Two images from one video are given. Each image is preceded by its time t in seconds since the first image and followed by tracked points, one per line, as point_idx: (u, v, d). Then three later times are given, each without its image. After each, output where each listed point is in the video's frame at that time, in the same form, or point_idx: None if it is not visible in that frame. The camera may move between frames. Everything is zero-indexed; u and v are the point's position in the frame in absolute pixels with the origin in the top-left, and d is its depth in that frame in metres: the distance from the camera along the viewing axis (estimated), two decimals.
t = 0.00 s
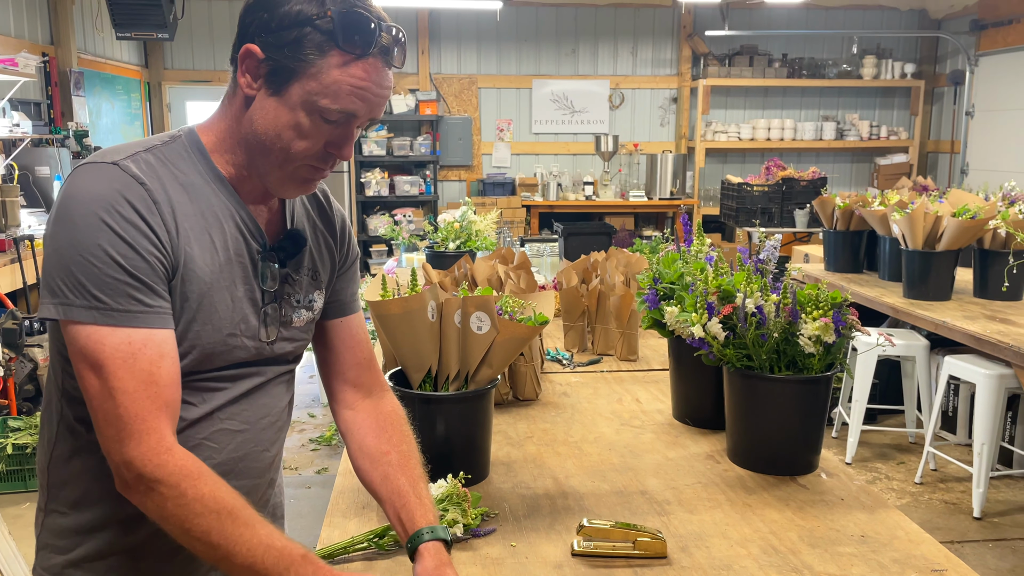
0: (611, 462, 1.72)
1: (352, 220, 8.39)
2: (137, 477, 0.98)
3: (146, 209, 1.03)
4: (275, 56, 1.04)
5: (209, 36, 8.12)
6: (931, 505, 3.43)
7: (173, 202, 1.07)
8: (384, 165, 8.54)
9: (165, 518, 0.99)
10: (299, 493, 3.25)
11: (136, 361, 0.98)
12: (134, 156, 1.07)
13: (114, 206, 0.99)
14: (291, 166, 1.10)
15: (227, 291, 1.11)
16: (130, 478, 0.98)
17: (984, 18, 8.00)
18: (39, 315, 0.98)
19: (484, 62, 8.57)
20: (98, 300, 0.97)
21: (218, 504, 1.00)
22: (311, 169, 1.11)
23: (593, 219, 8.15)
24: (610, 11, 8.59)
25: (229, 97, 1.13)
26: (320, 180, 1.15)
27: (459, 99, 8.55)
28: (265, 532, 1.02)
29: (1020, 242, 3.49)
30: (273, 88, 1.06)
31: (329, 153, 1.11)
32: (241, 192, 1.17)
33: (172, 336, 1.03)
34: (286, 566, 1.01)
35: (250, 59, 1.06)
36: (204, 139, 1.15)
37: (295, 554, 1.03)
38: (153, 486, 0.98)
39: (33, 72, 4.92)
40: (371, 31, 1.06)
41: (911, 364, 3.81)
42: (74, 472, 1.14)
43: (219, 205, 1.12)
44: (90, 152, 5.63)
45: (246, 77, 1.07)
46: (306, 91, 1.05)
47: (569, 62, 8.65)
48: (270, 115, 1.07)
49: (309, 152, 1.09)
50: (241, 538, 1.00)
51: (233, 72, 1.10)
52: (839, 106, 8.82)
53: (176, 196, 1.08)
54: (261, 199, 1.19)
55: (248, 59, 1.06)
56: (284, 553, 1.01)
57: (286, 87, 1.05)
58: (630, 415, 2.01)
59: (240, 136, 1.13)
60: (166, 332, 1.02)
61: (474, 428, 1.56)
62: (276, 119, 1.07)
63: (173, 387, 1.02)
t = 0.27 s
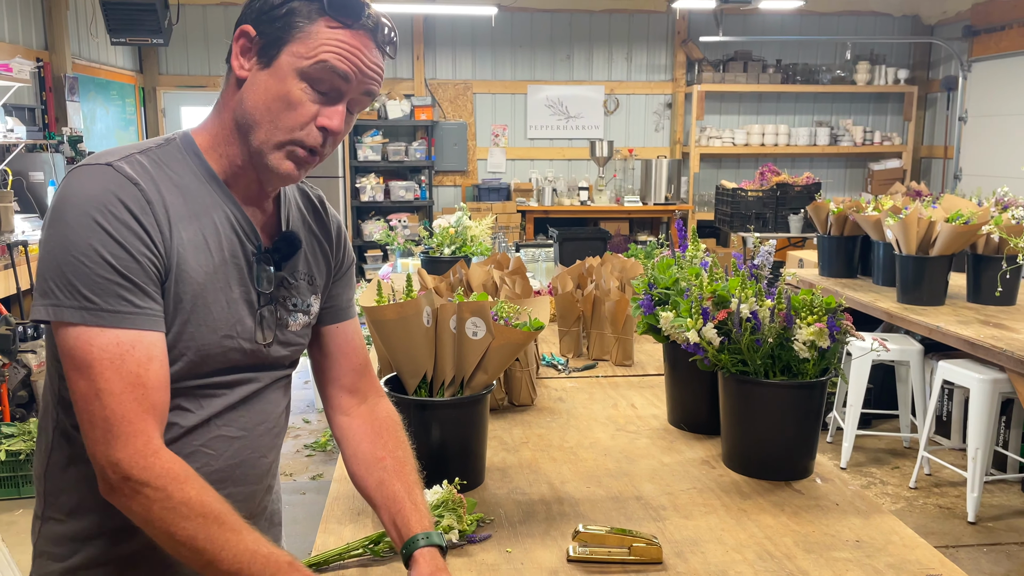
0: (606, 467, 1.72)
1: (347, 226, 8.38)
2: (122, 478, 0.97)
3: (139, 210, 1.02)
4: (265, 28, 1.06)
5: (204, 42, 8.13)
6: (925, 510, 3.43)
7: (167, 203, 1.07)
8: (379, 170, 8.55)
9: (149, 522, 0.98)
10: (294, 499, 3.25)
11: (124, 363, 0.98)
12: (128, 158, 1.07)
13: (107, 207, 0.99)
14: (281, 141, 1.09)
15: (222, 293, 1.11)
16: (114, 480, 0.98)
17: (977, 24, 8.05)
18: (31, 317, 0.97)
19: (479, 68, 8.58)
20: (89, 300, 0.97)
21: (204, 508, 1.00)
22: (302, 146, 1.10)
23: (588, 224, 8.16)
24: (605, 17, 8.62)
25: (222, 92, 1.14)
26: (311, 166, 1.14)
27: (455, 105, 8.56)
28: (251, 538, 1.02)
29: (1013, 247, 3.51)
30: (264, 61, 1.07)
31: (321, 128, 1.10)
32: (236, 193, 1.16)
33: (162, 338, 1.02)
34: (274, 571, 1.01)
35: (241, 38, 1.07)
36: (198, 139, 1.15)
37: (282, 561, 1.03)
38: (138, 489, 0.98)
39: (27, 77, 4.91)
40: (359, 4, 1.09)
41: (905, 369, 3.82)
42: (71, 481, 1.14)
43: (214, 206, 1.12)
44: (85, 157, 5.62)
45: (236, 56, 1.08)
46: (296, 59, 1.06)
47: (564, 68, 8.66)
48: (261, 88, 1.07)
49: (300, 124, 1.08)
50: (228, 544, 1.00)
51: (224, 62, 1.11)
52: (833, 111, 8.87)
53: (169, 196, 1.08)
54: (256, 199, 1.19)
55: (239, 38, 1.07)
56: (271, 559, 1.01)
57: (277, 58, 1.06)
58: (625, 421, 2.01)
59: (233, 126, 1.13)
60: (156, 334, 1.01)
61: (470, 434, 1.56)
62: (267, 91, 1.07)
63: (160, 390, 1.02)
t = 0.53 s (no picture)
0: (602, 473, 1.73)
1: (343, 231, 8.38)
2: (99, 482, 0.97)
3: (136, 215, 1.03)
4: (258, 38, 1.06)
5: (201, 47, 8.13)
6: (921, 515, 3.44)
7: (165, 208, 1.07)
8: (375, 176, 8.55)
9: (123, 528, 0.99)
10: (290, 505, 3.24)
11: (110, 368, 0.98)
12: (127, 163, 1.07)
13: (103, 212, 1.00)
14: (278, 149, 1.09)
15: (218, 299, 1.11)
16: (92, 483, 0.98)
17: (970, 30, 8.09)
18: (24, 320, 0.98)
19: (475, 73, 8.60)
20: (81, 304, 0.97)
21: (179, 519, 1.00)
22: (299, 153, 1.10)
23: (584, 229, 8.18)
24: (600, 23, 8.65)
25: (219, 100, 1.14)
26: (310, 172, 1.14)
27: (451, 110, 8.57)
28: (223, 550, 1.03)
29: (1007, 253, 3.52)
30: (257, 71, 1.07)
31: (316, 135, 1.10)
32: (235, 200, 1.17)
33: (150, 344, 1.02)
34: None
35: (235, 49, 1.07)
36: (198, 146, 1.16)
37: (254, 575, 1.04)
38: (115, 494, 0.98)
39: (22, 83, 4.91)
40: (349, 8, 1.09)
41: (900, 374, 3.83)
42: (67, 486, 1.14)
43: (212, 211, 1.12)
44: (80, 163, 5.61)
45: (231, 67, 1.08)
46: (289, 67, 1.06)
47: (560, 74, 8.69)
48: (256, 98, 1.07)
49: (296, 131, 1.08)
50: (198, 556, 1.01)
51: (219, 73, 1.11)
52: (827, 117, 8.90)
53: (167, 202, 1.08)
54: (255, 207, 1.19)
55: (232, 49, 1.07)
56: (243, 573, 1.02)
57: (270, 67, 1.06)
58: (621, 426, 2.01)
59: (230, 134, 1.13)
60: (144, 340, 1.01)
61: (466, 441, 1.56)
62: (261, 101, 1.07)
63: (145, 397, 1.01)
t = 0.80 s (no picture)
0: (598, 479, 1.73)
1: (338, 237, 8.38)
2: (92, 490, 0.97)
3: (128, 225, 1.03)
4: (268, 70, 1.06)
5: (196, 54, 8.15)
6: (916, 520, 3.44)
7: (158, 219, 1.08)
8: (371, 182, 8.55)
9: (119, 534, 0.98)
10: (285, 512, 3.23)
11: (101, 377, 0.98)
12: (122, 174, 1.08)
13: (96, 222, 1.00)
14: (279, 180, 1.09)
15: (211, 308, 1.11)
16: (85, 492, 0.98)
17: (964, 36, 8.14)
18: (16, 328, 0.98)
19: (471, 80, 8.62)
20: (72, 313, 0.97)
21: (175, 520, 1.00)
22: (299, 184, 1.11)
23: (580, 235, 8.19)
24: (595, 29, 8.68)
25: (223, 116, 1.14)
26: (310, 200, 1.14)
27: (446, 116, 8.59)
28: (221, 551, 1.03)
29: (1000, 259, 3.54)
30: (264, 102, 1.07)
31: (318, 168, 1.10)
32: (229, 211, 1.17)
33: (143, 352, 1.02)
34: None
35: (244, 75, 1.07)
36: (196, 159, 1.16)
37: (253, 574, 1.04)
38: (108, 500, 0.98)
39: (18, 90, 4.91)
40: (363, 49, 1.08)
41: (895, 379, 3.84)
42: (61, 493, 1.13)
43: (205, 223, 1.12)
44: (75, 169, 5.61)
45: (239, 92, 1.08)
46: (297, 104, 1.06)
47: (556, 80, 8.71)
48: (261, 127, 1.07)
49: (297, 165, 1.08)
50: (197, 556, 1.01)
51: (227, 94, 1.11)
52: (822, 123, 8.94)
53: (161, 213, 1.08)
54: (250, 217, 1.19)
55: (241, 75, 1.07)
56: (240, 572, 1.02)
57: (278, 99, 1.06)
58: (617, 432, 2.01)
59: (233, 155, 1.13)
60: (136, 348, 1.01)
61: (462, 447, 1.56)
62: (267, 131, 1.07)
63: (137, 404, 1.01)
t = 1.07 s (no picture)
0: (595, 483, 1.73)
1: (336, 241, 8.38)
2: (93, 495, 0.97)
3: (125, 231, 1.03)
4: (274, 96, 1.06)
5: (193, 58, 8.15)
6: (913, 523, 3.44)
7: (156, 225, 1.08)
8: (368, 186, 8.56)
9: (120, 538, 0.98)
10: (282, 517, 3.23)
11: (100, 381, 0.98)
12: (119, 179, 1.07)
13: (94, 228, 1.00)
14: (286, 200, 1.12)
15: (208, 313, 1.11)
16: (86, 496, 0.98)
17: (959, 41, 8.17)
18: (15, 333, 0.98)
19: (468, 84, 8.63)
20: (72, 318, 0.97)
21: (175, 525, 1.00)
22: (305, 202, 1.13)
23: (577, 239, 8.20)
24: (592, 34, 8.69)
25: (220, 128, 1.14)
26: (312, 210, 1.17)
27: (444, 120, 8.59)
28: (221, 554, 1.04)
29: (996, 262, 3.55)
30: (271, 127, 1.07)
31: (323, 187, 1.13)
32: (227, 218, 1.17)
33: (141, 356, 1.02)
34: None
35: (248, 98, 1.06)
36: (193, 166, 1.16)
37: None
38: (109, 505, 0.98)
39: (14, 95, 4.91)
40: (368, 74, 1.09)
41: (892, 383, 3.84)
42: (57, 496, 1.13)
43: (203, 229, 1.12)
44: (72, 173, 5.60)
45: (242, 115, 1.08)
46: (305, 131, 1.07)
47: (553, 85, 8.73)
48: (267, 152, 1.08)
49: (305, 187, 1.11)
50: (197, 562, 1.01)
51: (228, 112, 1.11)
52: (818, 127, 8.96)
53: (158, 218, 1.08)
54: (247, 225, 1.19)
55: (246, 99, 1.06)
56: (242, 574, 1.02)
57: (285, 125, 1.07)
58: (614, 436, 2.01)
59: (234, 170, 1.14)
60: (135, 353, 1.01)
61: (458, 451, 1.56)
62: (274, 156, 1.08)
63: (137, 408, 1.01)
